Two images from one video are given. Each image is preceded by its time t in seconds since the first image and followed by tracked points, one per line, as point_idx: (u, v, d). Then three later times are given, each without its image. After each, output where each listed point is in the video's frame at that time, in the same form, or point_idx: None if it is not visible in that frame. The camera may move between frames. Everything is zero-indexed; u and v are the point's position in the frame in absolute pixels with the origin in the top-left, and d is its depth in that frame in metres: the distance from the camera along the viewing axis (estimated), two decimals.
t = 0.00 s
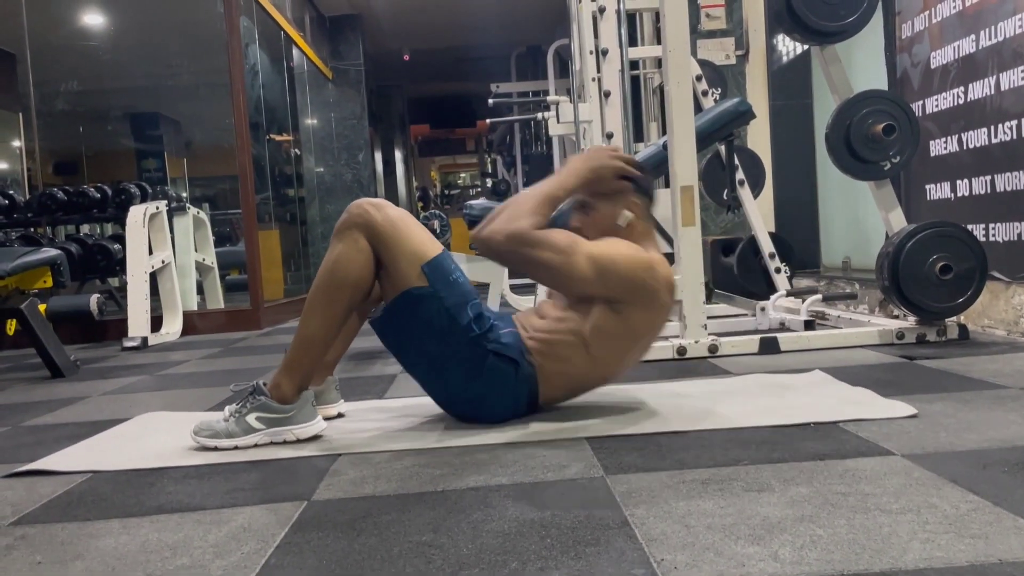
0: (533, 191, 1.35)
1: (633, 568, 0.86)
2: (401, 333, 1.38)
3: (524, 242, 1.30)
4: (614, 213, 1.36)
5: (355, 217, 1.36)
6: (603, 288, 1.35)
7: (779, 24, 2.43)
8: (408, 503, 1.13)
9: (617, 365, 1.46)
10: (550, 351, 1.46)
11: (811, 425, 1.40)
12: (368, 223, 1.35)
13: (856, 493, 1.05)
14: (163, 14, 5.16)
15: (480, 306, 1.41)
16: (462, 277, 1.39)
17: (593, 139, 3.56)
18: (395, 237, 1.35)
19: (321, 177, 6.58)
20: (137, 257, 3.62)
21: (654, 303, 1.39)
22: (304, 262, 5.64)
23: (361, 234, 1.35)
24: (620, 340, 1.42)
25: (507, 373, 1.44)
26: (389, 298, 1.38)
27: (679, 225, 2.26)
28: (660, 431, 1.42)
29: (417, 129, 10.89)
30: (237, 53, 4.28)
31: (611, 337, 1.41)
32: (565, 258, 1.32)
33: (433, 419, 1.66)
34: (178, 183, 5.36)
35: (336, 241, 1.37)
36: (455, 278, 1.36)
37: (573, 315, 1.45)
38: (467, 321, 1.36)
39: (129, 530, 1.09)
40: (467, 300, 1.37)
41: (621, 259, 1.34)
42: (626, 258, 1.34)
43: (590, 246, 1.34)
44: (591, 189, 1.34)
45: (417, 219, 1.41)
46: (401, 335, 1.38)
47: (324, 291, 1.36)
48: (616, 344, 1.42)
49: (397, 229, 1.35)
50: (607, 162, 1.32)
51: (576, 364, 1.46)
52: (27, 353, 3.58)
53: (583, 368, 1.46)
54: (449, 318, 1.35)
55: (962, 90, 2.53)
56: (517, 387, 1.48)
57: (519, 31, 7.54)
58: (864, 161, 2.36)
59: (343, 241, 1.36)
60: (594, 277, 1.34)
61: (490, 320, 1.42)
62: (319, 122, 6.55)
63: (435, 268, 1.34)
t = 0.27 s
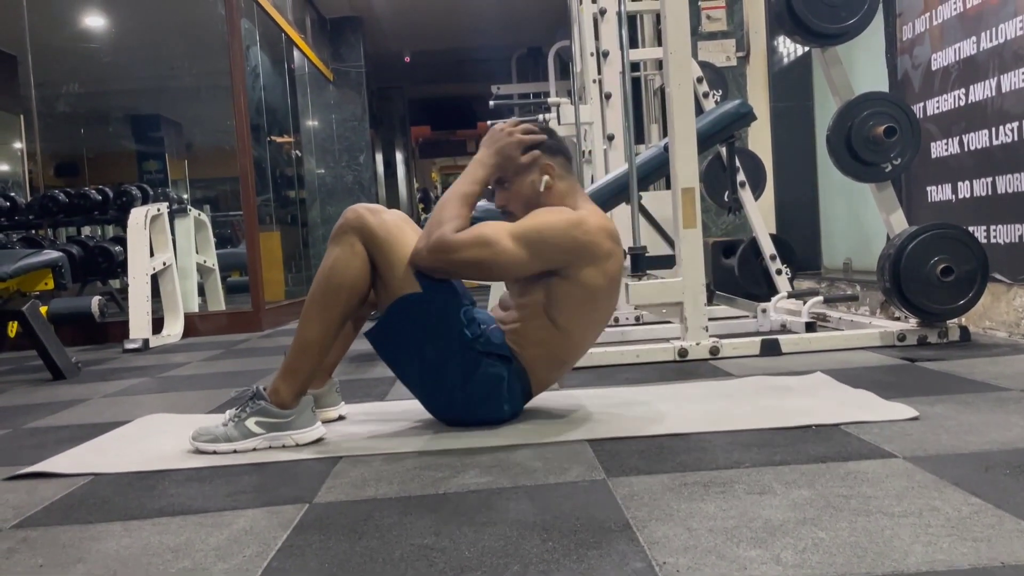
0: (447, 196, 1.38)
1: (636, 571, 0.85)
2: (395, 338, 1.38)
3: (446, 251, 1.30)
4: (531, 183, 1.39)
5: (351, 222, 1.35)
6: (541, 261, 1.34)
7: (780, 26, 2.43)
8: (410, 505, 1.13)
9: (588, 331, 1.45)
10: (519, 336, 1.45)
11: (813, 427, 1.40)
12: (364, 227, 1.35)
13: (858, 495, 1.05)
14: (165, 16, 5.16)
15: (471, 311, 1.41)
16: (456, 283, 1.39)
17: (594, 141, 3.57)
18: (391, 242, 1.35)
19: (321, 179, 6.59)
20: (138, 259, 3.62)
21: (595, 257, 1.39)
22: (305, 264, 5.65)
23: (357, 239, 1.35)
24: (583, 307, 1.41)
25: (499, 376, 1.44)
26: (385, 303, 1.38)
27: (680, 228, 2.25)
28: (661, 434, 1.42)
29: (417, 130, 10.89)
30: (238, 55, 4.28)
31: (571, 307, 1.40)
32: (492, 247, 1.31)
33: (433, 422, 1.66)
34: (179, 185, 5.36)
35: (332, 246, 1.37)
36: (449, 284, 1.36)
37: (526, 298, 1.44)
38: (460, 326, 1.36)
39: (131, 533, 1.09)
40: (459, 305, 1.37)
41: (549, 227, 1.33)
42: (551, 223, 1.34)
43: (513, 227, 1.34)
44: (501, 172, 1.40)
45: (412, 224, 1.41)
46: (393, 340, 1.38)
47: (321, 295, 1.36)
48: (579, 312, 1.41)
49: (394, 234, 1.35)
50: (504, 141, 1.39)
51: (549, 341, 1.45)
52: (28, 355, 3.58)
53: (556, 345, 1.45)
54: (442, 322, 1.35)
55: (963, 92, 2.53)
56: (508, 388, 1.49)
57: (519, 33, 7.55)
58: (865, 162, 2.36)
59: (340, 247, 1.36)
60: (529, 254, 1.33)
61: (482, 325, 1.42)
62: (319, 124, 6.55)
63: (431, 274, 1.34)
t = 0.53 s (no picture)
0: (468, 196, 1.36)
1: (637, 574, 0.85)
2: (395, 339, 1.38)
3: (464, 250, 1.29)
4: (552, 191, 1.38)
5: (349, 223, 1.35)
6: (558, 269, 1.34)
7: (781, 27, 2.43)
8: (411, 507, 1.13)
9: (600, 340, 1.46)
10: (531, 343, 1.46)
11: (813, 429, 1.40)
12: (363, 228, 1.35)
13: (859, 497, 1.05)
14: (165, 16, 5.16)
15: (472, 313, 1.40)
16: (456, 284, 1.38)
17: (594, 143, 3.58)
18: (391, 243, 1.35)
19: (322, 180, 6.59)
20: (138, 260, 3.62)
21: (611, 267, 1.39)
22: (305, 265, 5.65)
23: (356, 240, 1.35)
24: (595, 317, 1.41)
25: (500, 377, 1.44)
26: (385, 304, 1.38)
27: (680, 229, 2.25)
28: (662, 435, 1.42)
29: (418, 131, 10.89)
30: (239, 56, 4.28)
31: (584, 318, 1.41)
32: (511, 250, 1.30)
33: (434, 423, 1.66)
34: (179, 186, 5.36)
35: (331, 248, 1.37)
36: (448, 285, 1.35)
37: (539, 305, 1.45)
38: (459, 328, 1.36)
39: (132, 535, 1.09)
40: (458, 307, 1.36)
41: (569, 236, 1.33)
42: (570, 232, 1.33)
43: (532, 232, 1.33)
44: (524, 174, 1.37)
45: (410, 225, 1.41)
46: (393, 340, 1.39)
47: (321, 297, 1.36)
48: (592, 325, 1.42)
49: (393, 235, 1.35)
50: (533, 146, 1.35)
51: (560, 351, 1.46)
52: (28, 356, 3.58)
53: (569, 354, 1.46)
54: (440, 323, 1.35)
55: (964, 93, 2.54)
56: (510, 390, 1.49)
57: (520, 34, 7.55)
58: (865, 164, 2.36)
59: (339, 248, 1.35)
60: (546, 261, 1.32)
61: (483, 326, 1.42)
62: (320, 125, 6.55)
63: (430, 275, 1.34)
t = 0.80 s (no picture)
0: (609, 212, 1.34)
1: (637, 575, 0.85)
2: (408, 340, 1.38)
3: (584, 255, 1.27)
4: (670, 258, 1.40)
5: (355, 226, 1.36)
6: (644, 324, 1.37)
7: (782, 28, 2.43)
8: (411, 508, 1.13)
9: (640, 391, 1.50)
10: (570, 369, 1.49)
11: (814, 430, 1.40)
12: (368, 230, 1.35)
13: (859, 499, 1.05)
14: (166, 17, 5.16)
15: (487, 310, 1.41)
16: (467, 282, 1.39)
17: (595, 144, 3.58)
18: (396, 245, 1.35)
19: (322, 180, 6.59)
20: (139, 260, 3.62)
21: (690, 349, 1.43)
22: (306, 266, 5.65)
23: (361, 242, 1.35)
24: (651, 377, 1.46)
25: (514, 376, 1.44)
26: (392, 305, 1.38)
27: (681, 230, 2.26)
28: (663, 437, 1.42)
29: (418, 132, 10.89)
30: (240, 57, 4.28)
31: (632, 372, 1.46)
32: (619, 286, 1.32)
33: (435, 424, 1.66)
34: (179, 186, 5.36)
35: (337, 250, 1.37)
36: (459, 283, 1.36)
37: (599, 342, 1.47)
38: (473, 325, 1.37)
39: (132, 536, 1.10)
40: (472, 305, 1.37)
41: (672, 306, 1.36)
42: (675, 304, 1.37)
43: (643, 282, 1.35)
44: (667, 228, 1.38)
45: (417, 227, 1.41)
46: (407, 340, 1.38)
47: (324, 299, 1.36)
48: (636, 380, 1.47)
49: (398, 236, 1.35)
50: (691, 210, 1.36)
51: (595, 385, 1.50)
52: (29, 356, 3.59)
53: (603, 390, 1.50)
54: (455, 322, 1.35)
55: (965, 94, 2.53)
56: (524, 391, 1.49)
57: (521, 35, 7.55)
58: (867, 165, 2.36)
59: (344, 250, 1.36)
60: (642, 312, 1.35)
61: (496, 324, 1.43)
62: (321, 125, 6.56)
63: (439, 274, 1.34)
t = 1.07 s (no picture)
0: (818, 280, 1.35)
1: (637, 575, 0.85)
2: (418, 338, 1.38)
3: (773, 280, 1.29)
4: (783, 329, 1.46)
5: (362, 226, 1.36)
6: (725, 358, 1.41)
7: (782, 28, 2.43)
8: (411, 509, 1.13)
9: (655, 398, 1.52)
10: (591, 367, 1.49)
11: (814, 430, 1.40)
12: (375, 231, 1.35)
13: (859, 499, 1.05)
14: (167, 16, 5.16)
15: (498, 308, 1.41)
16: (476, 280, 1.39)
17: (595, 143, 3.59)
18: (403, 246, 1.35)
19: (323, 180, 6.59)
20: (140, 259, 3.63)
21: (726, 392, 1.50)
22: (306, 265, 5.65)
23: (368, 242, 1.35)
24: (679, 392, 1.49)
25: (524, 375, 1.44)
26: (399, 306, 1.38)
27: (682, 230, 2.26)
28: (664, 437, 1.42)
29: (419, 132, 10.89)
30: (241, 56, 4.28)
31: (659, 378, 1.49)
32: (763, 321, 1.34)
33: (435, 424, 1.66)
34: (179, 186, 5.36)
35: (343, 251, 1.36)
36: (468, 282, 1.36)
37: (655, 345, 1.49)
38: (484, 324, 1.36)
39: (132, 536, 1.10)
40: (483, 303, 1.37)
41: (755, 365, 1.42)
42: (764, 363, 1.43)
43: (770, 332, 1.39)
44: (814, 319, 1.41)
45: (423, 227, 1.41)
46: (419, 338, 1.38)
47: (330, 299, 1.36)
48: (654, 384, 1.49)
49: (404, 238, 1.35)
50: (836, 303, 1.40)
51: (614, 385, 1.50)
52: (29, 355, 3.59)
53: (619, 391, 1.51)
54: (466, 320, 1.35)
55: (966, 95, 2.53)
56: (535, 389, 1.49)
57: (521, 35, 7.55)
58: (868, 165, 2.36)
59: (350, 251, 1.35)
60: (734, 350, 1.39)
61: (507, 322, 1.42)
62: (321, 125, 6.57)
63: (447, 274, 1.34)
